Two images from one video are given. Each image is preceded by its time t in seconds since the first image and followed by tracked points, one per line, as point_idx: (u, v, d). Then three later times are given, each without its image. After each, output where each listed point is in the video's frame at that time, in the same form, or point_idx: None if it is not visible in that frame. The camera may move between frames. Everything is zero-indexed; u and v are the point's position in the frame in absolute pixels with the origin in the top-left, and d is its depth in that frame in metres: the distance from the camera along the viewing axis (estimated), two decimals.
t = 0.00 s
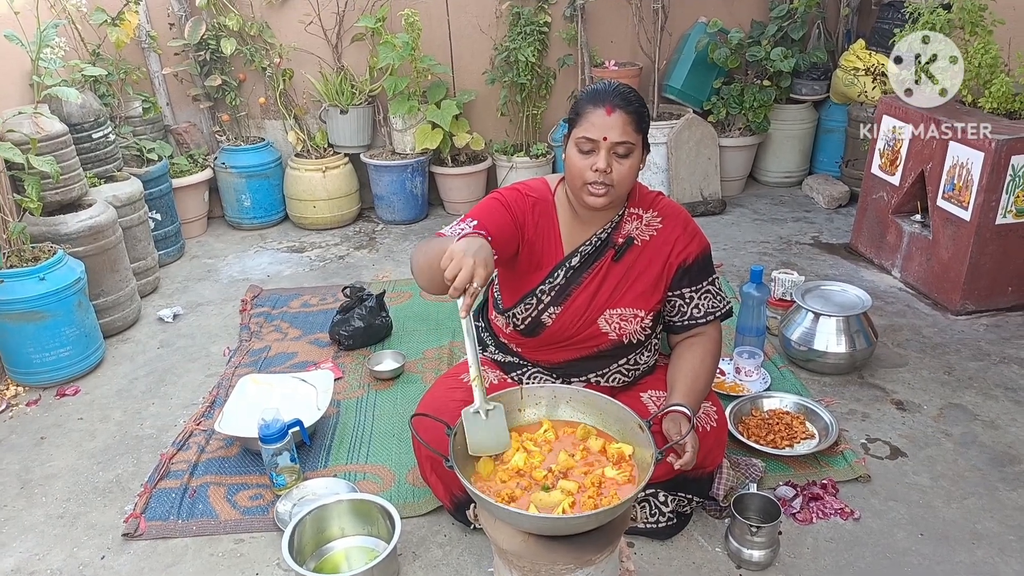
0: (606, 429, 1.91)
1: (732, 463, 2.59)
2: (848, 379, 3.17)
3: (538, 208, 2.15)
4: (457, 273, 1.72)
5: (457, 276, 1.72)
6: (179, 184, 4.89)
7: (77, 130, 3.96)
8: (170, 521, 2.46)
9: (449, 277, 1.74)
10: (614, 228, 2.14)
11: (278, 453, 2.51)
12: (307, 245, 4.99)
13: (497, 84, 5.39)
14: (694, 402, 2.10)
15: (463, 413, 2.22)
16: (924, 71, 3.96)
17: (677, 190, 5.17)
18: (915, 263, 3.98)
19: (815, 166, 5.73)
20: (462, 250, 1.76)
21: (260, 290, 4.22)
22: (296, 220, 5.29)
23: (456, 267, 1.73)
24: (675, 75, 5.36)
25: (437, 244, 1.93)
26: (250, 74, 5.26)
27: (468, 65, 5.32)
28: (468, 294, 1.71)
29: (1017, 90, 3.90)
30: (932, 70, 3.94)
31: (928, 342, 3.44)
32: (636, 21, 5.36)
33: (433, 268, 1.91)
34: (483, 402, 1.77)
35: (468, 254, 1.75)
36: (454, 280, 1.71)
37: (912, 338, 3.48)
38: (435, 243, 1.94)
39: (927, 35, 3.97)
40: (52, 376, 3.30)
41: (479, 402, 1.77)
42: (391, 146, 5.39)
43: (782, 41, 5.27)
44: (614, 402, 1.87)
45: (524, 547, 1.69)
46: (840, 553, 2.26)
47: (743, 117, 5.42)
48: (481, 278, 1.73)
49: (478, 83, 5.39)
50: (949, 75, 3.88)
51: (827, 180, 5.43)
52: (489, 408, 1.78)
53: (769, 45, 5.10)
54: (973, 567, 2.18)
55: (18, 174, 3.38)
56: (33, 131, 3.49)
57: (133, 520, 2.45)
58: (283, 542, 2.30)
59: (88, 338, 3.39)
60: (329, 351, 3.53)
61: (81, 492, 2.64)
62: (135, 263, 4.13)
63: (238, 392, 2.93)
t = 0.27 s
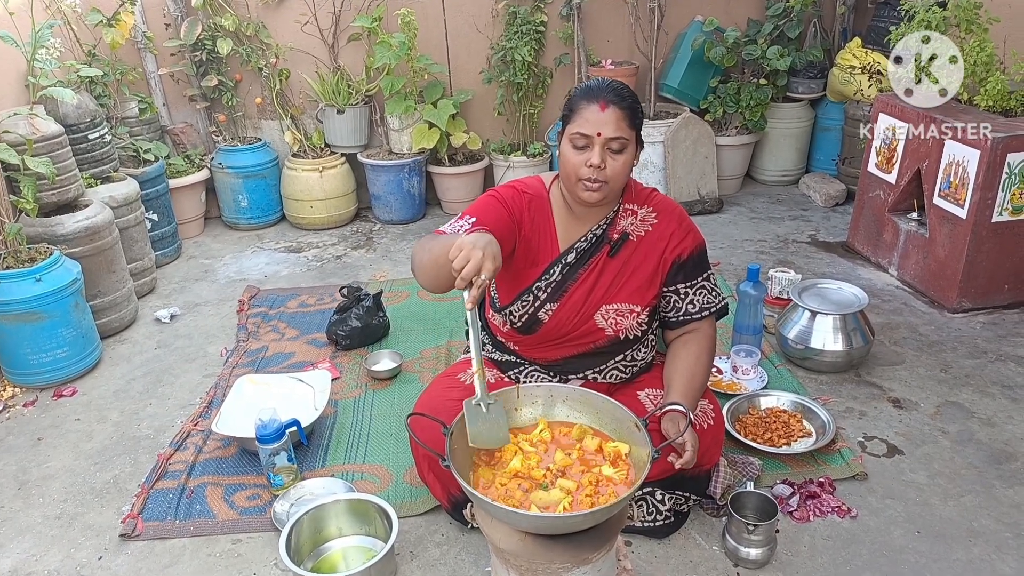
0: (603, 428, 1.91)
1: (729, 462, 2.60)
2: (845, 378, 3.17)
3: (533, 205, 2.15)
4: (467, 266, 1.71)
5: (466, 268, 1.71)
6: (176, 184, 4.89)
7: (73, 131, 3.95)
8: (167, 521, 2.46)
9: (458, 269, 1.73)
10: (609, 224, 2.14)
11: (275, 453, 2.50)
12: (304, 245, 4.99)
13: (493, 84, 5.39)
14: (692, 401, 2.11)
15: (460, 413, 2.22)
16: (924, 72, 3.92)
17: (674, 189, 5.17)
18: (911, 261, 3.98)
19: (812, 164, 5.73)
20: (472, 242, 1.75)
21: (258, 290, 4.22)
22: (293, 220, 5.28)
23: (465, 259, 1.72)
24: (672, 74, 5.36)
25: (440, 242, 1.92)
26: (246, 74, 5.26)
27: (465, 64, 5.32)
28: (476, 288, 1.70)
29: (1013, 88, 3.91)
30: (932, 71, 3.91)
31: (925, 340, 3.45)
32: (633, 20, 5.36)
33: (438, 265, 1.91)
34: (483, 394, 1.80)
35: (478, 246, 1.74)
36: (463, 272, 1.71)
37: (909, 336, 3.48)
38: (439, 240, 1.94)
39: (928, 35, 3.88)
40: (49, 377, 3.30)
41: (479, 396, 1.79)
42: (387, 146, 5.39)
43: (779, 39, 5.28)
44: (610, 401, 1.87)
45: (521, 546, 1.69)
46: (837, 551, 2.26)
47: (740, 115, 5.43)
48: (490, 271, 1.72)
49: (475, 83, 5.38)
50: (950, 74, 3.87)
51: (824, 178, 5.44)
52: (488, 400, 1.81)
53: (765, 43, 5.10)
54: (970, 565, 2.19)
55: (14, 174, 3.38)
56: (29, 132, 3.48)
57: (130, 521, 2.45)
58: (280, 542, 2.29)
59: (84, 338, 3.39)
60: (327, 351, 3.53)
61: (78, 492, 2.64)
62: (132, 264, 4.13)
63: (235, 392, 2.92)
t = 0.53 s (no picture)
0: (599, 425, 1.91)
1: (726, 460, 2.60)
2: (842, 375, 3.18)
3: (532, 203, 2.16)
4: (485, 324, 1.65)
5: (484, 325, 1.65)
6: (173, 183, 4.88)
7: (70, 130, 3.95)
8: (165, 520, 2.46)
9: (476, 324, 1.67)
10: (603, 217, 2.15)
11: (273, 451, 2.50)
12: (302, 244, 4.99)
13: (491, 82, 5.39)
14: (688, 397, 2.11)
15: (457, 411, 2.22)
16: (925, 71, 3.90)
17: (671, 187, 5.17)
18: (908, 259, 3.99)
19: (809, 162, 5.74)
20: (490, 296, 1.69)
21: (255, 289, 4.22)
22: (290, 219, 5.28)
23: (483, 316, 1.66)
24: (669, 72, 5.37)
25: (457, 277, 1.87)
26: (243, 73, 5.25)
27: (462, 62, 5.32)
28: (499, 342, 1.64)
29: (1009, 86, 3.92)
30: (933, 71, 3.89)
31: (922, 338, 3.45)
32: (631, 18, 5.36)
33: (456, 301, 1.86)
34: (540, 438, 1.69)
35: (495, 299, 1.68)
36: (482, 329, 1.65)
37: (906, 334, 3.49)
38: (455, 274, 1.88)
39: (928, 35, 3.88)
40: (47, 376, 3.30)
41: (535, 439, 1.68)
42: (385, 144, 5.39)
43: (776, 38, 5.28)
44: (607, 399, 1.88)
45: (517, 543, 1.69)
46: (833, 548, 2.27)
47: (737, 114, 5.43)
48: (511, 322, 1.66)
49: (473, 81, 5.38)
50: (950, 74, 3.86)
51: (821, 177, 5.45)
52: (545, 445, 1.70)
53: (763, 42, 5.11)
54: (965, 562, 2.19)
55: (11, 173, 3.37)
56: (26, 131, 3.48)
57: (128, 520, 2.45)
58: (278, 541, 2.30)
59: (82, 337, 3.39)
60: (324, 349, 3.53)
61: (76, 491, 2.64)
62: (129, 263, 4.13)
63: (233, 391, 2.92)
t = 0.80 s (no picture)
0: (591, 424, 1.92)
1: (720, 459, 2.61)
2: (834, 374, 3.20)
3: (523, 202, 2.18)
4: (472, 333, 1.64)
5: (471, 335, 1.65)
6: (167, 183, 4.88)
7: (63, 130, 3.94)
8: (159, 520, 2.46)
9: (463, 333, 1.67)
10: (596, 216, 2.16)
11: (267, 451, 2.52)
12: (296, 244, 4.99)
13: (485, 83, 5.39)
14: (682, 396, 2.11)
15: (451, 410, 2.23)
16: (924, 71, 3.88)
17: (665, 187, 5.19)
18: (900, 259, 4.01)
19: (802, 162, 5.76)
20: (477, 304, 1.68)
21: (250, 289, 4.22)
22: (285, 219, 5.28)
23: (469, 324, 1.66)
24: (663, 72, 5.38)
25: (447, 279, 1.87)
26: (237, 73, 5.25)
27: (457, 63, 5.32)
28: (485, 353, 1.65)
29: (1001, 86, 3.94)
30: (931, 70, 3.88)
31: (914, 337, 3.47)
32: (625, 19, 5.37)
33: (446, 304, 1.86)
34: (514, 445, 1.72)
35: (483, 308, 1.67)
36: (468, 339, 1.65)
37: (898, 333, 3.51)
38: (445, 277, 1.88)
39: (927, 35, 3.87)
40: (40, 377, 3.29)
41: (510, 446, 1.71)
42: (379, 144, 5.39)
43: (769, 38, 5.30)
44: (599, 398, 1.88)
45: (510, 542, 1.70)
46: (825, 546, 2.28)
47: (731, 114, 5.45)
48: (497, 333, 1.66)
49: (467, 81, 5.39)
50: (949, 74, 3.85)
51: (814, 177, 5.47)
52: (518, 451, 1.73)
53: (756, 42, 5.14)
54: (956, 559, 2.21)
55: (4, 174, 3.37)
56: (18, 131, 3.47)
57: (122, 520, 2.45)
58: (272, 541, 2.30)
59: (75, 338, 3.38)
60: (319, 349, 3.54)
61: (69, 492, 2.64)
62: (123, 263, 4.12)
63: (227, 391, 2.93)
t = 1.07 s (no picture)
0: (589, 426, 1.92)
1: (717, 459, 2.61)
2: (832, 375, 3.20)
3: (521, 200, 2.19)
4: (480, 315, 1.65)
5: (479, 317, 1.65)
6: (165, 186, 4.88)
7: (62, 133, 3.94)
8: (157, 522, 2.46)
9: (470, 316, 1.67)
10: (592, 216, 2.16)
11: (265, 454, 2.51)
12: (294, 246, 4.99)
13: (483, 85, 5.40)
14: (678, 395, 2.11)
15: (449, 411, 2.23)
16: (923, 71, 3.89)
17: (663, 189, 5.19)
18: (898, 260, 4.02)
19: (800, 164, 5.77)
20: (484, 288, 1.68)
21: (248, 292, 4.22)
22: (283, 221, 5.28)
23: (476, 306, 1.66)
24: (661, 74, 5.39)
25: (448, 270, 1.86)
26: (236, 75, 5.26)
27: (455, 65, 5.33)
28: (492, 336, 1.65)
29: (997, 87, 3.95)
30: (930, 70, 3.89)
31: (911, 338, 3.48)
32: (623, 21, 5.38)
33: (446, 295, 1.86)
34: (518, 431, 1.71)
35: (491, 292, 1.68)
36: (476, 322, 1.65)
37: (895, 334, 3.52)
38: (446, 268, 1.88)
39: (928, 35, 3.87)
40: (38, 380, 3.29)
41: (515, 432, 1.70)
42: (378, 147, 5.39)
43: (767, 40, 5.31)
44: (598, 399, 1.89)
45: (508, 543, 1.70)
46: (823, 547, 2.28)
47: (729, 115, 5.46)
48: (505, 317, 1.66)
49: (465, 83, 5.40)
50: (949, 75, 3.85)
51: (812, 178, 5.48)
52: (523, 439, 1.72)
53: (753, 44, 5.13)
54: (954, 559, 2.21)
55: (2, 176, 3.37)
56: (16, 134, 3.47)
57: (120, 523, 2.45)
58: (270, 543, 2.30)
59: (74, 340, 3.38)
60: (317, 352, 3.54)
61: (67, 495, 2.63)
62: (121, 266, 4.12)
63: (225, 394, 2.93)
